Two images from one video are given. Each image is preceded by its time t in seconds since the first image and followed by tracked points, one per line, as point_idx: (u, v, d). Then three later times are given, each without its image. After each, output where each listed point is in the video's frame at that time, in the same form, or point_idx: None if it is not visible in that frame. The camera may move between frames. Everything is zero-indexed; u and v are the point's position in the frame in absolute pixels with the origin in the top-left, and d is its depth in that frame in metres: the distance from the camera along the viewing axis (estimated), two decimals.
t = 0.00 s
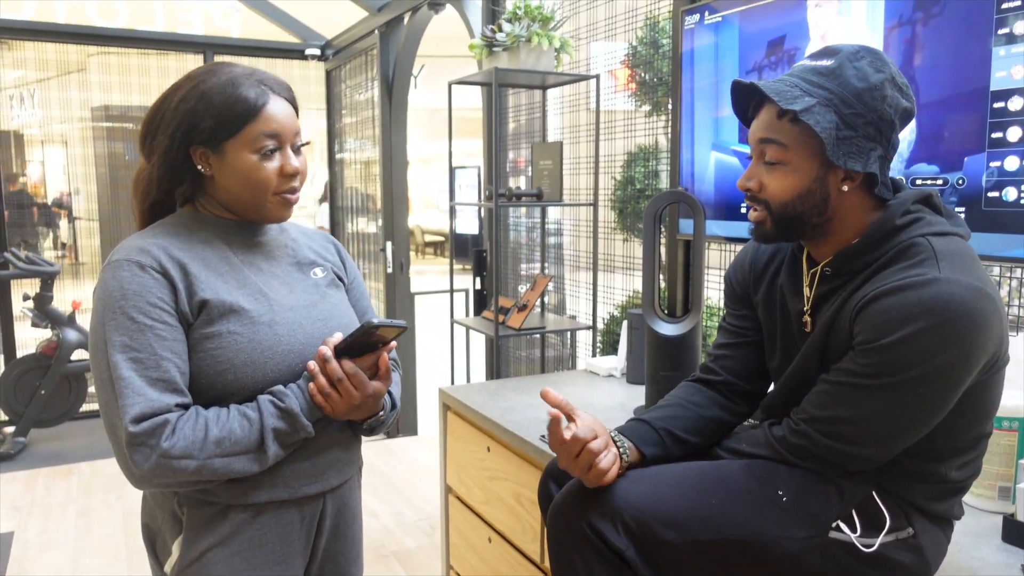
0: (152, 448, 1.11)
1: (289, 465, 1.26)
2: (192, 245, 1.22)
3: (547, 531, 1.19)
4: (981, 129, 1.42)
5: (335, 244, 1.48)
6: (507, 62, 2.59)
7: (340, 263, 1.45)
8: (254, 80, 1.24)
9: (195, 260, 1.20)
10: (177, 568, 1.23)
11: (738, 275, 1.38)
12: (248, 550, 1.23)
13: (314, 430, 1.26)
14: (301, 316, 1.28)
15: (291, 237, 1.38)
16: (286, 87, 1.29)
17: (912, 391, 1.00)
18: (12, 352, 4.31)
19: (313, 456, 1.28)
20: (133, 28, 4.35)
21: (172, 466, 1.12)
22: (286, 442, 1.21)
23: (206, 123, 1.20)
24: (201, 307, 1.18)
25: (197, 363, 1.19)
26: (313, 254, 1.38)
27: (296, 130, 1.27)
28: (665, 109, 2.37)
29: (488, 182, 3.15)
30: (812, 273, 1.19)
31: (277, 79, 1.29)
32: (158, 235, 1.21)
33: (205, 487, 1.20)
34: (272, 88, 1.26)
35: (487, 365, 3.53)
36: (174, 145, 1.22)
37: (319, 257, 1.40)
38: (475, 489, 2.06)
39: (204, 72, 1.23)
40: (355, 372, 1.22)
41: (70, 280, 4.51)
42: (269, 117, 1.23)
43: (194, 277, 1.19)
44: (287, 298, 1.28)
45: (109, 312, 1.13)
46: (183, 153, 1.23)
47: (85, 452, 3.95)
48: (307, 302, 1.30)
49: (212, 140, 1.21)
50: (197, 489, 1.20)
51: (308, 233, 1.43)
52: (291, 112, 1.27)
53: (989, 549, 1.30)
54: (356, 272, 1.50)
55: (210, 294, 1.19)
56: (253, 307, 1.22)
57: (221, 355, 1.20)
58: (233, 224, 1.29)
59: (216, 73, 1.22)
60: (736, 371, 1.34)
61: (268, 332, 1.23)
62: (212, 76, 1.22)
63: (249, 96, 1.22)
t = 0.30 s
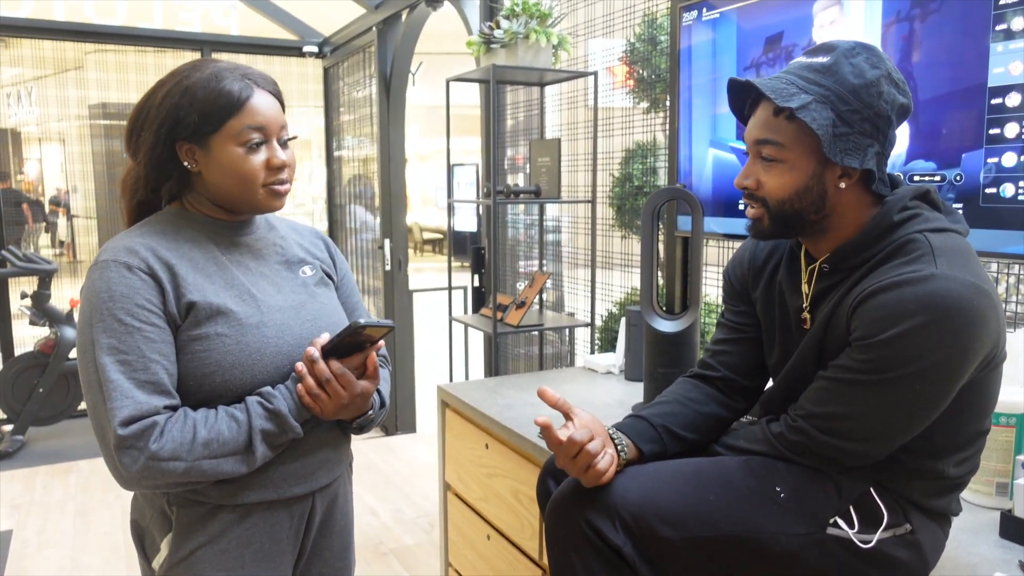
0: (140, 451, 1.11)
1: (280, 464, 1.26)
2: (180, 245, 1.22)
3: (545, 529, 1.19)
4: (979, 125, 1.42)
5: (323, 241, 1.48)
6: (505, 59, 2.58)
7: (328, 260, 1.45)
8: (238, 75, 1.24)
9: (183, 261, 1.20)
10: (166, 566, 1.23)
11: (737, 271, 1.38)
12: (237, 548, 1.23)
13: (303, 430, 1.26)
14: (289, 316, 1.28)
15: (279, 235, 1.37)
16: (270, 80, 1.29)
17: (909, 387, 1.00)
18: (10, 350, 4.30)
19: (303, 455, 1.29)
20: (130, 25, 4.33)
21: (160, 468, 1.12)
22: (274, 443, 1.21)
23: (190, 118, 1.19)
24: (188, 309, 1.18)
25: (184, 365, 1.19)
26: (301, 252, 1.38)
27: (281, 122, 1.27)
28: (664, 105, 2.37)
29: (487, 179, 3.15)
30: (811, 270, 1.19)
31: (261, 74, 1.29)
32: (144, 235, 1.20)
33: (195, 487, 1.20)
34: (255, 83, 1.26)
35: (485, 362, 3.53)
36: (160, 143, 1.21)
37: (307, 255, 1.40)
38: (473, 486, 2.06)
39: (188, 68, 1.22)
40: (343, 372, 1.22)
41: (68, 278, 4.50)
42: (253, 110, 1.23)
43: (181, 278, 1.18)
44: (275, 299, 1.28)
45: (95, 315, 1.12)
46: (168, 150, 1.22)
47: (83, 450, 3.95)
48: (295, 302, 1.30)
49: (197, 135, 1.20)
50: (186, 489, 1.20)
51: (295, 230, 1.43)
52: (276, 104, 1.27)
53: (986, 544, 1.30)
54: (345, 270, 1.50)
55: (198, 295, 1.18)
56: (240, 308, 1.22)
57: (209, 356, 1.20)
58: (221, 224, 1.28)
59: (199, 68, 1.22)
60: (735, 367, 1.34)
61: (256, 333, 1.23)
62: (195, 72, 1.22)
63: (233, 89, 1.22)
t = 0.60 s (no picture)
0: (136, 450, 1.11)
1: (278, 462, 1.26)
2: (176, 244, 1.21)
3: (546, 527, 1.19)
4: (981, 123, 1.41)
5: (319, 237, 1.48)
6: (506, 57, 2.58)
7: (325, 257, 1.45)
8: (230, 69, 1.24)
9: (179, 260, 1.20)
10: (164, 563, 1.23)
11: (739, 270, 1.38)
12: (234, 545, 1.23)
13: (300, 428, 1.26)
14: (286, 314, 1.28)
15: (275, 232, 1.37)
16: (261, 73, 1.29)
17: (911, 385, 1.00)
18: (11, 349, 4.31)
19: (301, 453, 1.29)
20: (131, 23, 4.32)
21: (156, 467, 1.12)
22: (271, 442, 1.21)
23: (186, 115, 1.19)
24: (184, 308, 1.18)
25: (180, 364, 1.19)
26: (298, 249, 1.38)
27: (275, 114, 1.27)
28: (665, 104, 2.37)
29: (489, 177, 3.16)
30: (814, 268, 1.19)
31: (253, 69, 1.29)
32: (141, 234, 1.20)
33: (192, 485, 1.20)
34: (247, 76, 1.26)
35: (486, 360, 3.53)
36: (155, 141, 1.21)
37: (304, 252, 1.40)
38: (474, 484, 2.06)
39: (178, 66, 1.22)
40: (339, 369, 1.23)
41: (70, 276, 4.50)
42: (247, 103, 1.23)
43: (178, 277, 1.18)
44: (272, 296, 1.28)
45: (92, 315, 1.12)
46: (164, 148, 1.22)
47: (84, 449, 3.95)
48: (291, 299, 1.30)
49: (192, 131, 1.20)
50: (183, 488, 1.19)
51: (291, 227, 1.43)
52: (268, 96, 1.27)
53: (988, 543, 1.30)
54: (342, 267, 1.50)
55: (194, 294, 1.18)
56: (236, 306, 1.22)
57: (206, 355, 1.20)
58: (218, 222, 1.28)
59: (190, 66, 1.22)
60: (737, 365, 1.34)
61: (253, 331, 1.23)
62: (186, 68, 1.22)
63: (225, 83, 1.22)
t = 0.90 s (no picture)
0: (143, 448, 1.10)
1: (279, 459, 1.25)
2: (175, 242, 1.21)
3: (545, 524, 1.18)
4: (978, 119, 1.41)
5: (313, 235, 1.48)
6: (503, 54, 2.58)
7: (319, 255, 1.45)
8: (226, 70, 1.23)
9: (179, 258, 1.19)
10: (166, 566, 1.22)
11: (737, 267, 1.38)
12: (238, 544, 1.23)
13: (303, 423, 1.26)
14: (286, 309, 1.28)
15: (270, 230, 1.37)
16: (258, 75, 1.29)
17: (911, 381, 1.00)
18: (8, 347, 4.30)
19: (299, 450, 1.28)
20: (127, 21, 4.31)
21: (164, 464, 1.11)
22: (276, 436, 1.21)
23: (181, 114, 1.19)
24: (186, 305, 1.17)
25: (183, 361, 1.19)
26: (294, 247, 1.38)
27: (272, 118, 1.26)
28: (663, 101, 2.37)
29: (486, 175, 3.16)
30: (812, 264, 1.19)
31: (248, 70, 1.29)
32: (139, 232, 1.19)
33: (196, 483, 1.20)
34: (243, 78, 1.25)
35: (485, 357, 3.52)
36: (150, 140, 1.20)
37: (300, 250, 1.40)
38: (473, 482, 2.06)
39: (176, 66, 1.22)
40: (342, 361, 1.24)
41: (67, 274, 4.49)
42: (243, 105, 1.22)
43: (178, 275, 1.18)
44: (272, 292, 1.28)
45: (92, 313, 1.11)
46: (158, 146, 1.22)
47: (82, 447, 3.94)
48: (290, 296, 1.30)
49: (188, 132, 1.20)
50: (186, 486, 1.19)
51: (286, 225, 1.43)
52: (265, 99, 1.27)
53: (986, 539, 1.30)
54: (335, 265, 1.50)
55: (196, 291, 1.18)
56: (238, 302, 1.22)
57: (209, 352, 1.19)
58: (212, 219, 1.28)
59: (187, 65, 1.21)
60: (735, 363, 1.34)
61: (255, 326, 1.23)
62: (183, 69, 1.21)
63: (222, 84, 1.21)
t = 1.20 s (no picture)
0: (161, 448, 1.10)
1: (289, 456, 1.25)
2: (186, 241, 1.21)
3: (546, 524, 1.18)
4: (981, 119, 1.41)
5: (314, 237, 1.48)
6: (505, 54, 2.58)
7: (321, 256, 1.45)
8: (235, 71, 1.23)
9: (192, 258, 1.19)
10: (175, 565, 1.21)
11: (739, 268, 1.38)
12: (243, 543, 1.23)
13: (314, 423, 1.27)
14: (296, 310, 1.28)
15: (275, 230, 1.37)
16: (266, 76, 1.29)
17: (913, 381, 0.99)
18: (9, 347, 4.30)
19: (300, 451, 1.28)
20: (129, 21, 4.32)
21: (181, 464, 1.11)
22: (288, 435, 1.22)
23: (190, 113, 1.18)
24: (201, 305, 1.17)
25: (197, 362, 1.18)
26: (298, 248, 1.38)
27: (279, 119, 1.27)
28: (664, 100, 2.37)
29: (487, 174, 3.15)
30: (814, 264, 1.19)
31: (256, 70, 1.29)
32: (149, 231, 1.19)
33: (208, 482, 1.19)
34: (252, 78, 1.25)
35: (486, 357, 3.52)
36: (158, 138, 1.20)
37: (303, 250, 1.40)
38: (474, 482, 2.06)
39: (185, 64, 1.22)
40: (354, 361, 1.26)
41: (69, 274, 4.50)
42: (252, 106, 1.22)
43: (192, 275, 1.17)
44: (282, 292, 1.28)
45: (109, 313, 1.11)
46: (166, 145, 1.21)
47: (84, 447, 3.95)
48: (299, 296, 1.30)
49: (195, 130, 1.19)
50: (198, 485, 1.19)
51: (288, 225, 1.43)
52: (272, 99, 1.27)
53: (987, 540, 1.30)
54: (336, 266, 1.50)
55: (210, 291, 1.18)
56: (250, 303, 1.22)
57: (223, 352, 1.19)
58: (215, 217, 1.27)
59: (196, 64, 1.21)
60: (736, 363, 1.34)
61: (268, 327, 1.23)
62: (192, 68, 1.21)
63: (231, 84, 1.21)
